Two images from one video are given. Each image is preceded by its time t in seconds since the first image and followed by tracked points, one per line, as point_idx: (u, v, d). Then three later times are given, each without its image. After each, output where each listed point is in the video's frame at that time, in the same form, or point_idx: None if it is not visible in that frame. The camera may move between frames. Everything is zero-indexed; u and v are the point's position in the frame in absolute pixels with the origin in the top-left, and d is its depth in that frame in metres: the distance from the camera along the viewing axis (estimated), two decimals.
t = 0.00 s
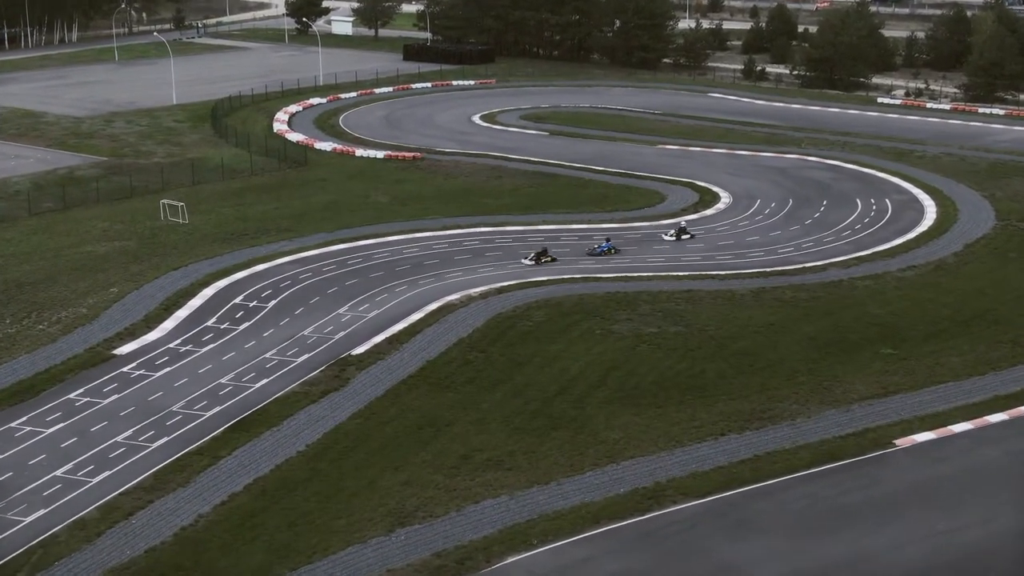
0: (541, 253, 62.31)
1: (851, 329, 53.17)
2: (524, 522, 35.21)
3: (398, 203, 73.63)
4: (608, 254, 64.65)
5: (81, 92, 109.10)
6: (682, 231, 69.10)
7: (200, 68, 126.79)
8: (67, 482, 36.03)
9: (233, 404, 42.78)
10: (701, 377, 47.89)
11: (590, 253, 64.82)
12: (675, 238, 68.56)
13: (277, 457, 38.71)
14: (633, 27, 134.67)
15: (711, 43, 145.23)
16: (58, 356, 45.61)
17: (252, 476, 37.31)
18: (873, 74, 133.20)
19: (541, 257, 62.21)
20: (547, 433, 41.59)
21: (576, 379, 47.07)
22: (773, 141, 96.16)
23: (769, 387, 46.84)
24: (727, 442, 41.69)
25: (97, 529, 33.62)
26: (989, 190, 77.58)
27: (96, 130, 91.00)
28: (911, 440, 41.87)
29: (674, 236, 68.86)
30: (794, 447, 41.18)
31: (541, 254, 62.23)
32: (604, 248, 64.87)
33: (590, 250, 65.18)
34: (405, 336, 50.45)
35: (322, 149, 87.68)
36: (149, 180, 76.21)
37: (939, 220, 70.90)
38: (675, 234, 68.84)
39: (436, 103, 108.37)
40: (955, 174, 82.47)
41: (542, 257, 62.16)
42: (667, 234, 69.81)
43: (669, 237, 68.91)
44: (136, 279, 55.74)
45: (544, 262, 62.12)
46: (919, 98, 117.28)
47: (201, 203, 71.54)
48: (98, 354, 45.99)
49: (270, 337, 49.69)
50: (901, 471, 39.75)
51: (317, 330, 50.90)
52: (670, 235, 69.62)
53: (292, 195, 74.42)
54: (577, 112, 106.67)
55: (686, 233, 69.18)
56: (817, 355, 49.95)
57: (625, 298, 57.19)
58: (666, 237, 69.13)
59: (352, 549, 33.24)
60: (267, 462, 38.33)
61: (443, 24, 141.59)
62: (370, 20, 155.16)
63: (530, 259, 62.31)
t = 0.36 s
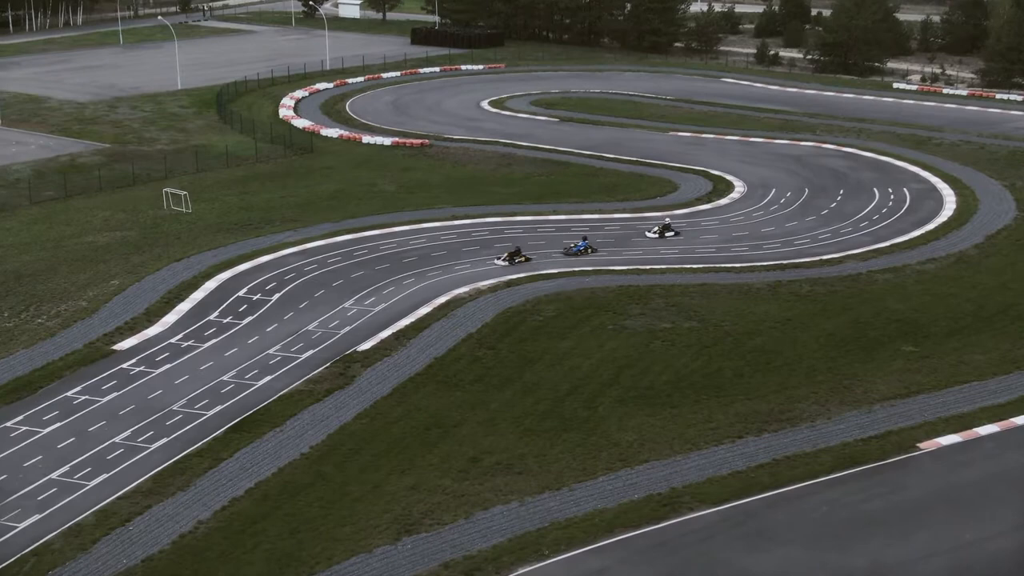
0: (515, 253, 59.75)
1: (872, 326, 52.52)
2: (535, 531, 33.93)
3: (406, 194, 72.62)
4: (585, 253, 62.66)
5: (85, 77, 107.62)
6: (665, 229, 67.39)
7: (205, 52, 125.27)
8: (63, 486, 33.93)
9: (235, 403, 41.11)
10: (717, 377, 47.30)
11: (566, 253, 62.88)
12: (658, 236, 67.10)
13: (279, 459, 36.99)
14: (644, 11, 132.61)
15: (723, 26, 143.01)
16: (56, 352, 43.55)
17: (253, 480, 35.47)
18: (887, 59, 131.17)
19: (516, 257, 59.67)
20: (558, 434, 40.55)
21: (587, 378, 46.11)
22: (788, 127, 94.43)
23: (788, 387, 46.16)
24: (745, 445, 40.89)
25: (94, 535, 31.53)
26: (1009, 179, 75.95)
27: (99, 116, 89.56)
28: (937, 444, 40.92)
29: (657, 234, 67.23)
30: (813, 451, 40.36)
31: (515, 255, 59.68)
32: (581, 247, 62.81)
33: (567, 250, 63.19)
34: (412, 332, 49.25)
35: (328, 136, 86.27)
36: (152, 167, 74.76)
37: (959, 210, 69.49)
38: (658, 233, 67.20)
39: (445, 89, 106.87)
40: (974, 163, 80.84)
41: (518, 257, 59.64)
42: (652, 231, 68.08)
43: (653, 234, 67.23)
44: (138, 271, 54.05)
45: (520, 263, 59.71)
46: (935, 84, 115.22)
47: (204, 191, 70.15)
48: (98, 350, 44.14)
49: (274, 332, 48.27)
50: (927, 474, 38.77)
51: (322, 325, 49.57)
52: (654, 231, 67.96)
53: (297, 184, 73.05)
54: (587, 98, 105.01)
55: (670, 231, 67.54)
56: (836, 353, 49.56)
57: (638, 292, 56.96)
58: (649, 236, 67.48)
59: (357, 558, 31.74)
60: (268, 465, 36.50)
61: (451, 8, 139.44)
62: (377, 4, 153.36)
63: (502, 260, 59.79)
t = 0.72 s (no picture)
0: (506, 253, 56.80)
1: (912, 322, 51.41)
2: (567, 539, 32.70)
3: (433, 182, 71.67)
4: (578, 252, 59.63)
5: (109, 59, 106.63)
6: (664, 226, 64.48)
7: (229, 34, 124.10)
8: (79, 487, 32.33)
9: (257, 399, 39.82)
10: (754, 375, 46.33)
11: (558, 251, 59.82)
12: (656, 233, 64.19)
13: (300, 461, 35.61)
14: None
15: (754, 8, 140.42)
16: (74, 346, 42.11)
17: (273, 483, 34.03)
18: (924, 42, 128.28)
19: (506, 259, 56.80)
20: (588, 437, 39.48)
21: (618, 377, 45.10)
22: (822, 113, 92.38)
23: (826, 388, 45.26)
24: (782, 450, 40.04)
25: (109, 541, 29.92)
26: None
27: (123, 99, 88.53)
28: (982, 450, 40.04)
29: (656, 230, 64.32)
30: (853, 458, 39.48)
31: (506, 256, 56.80)
32: (574, 246, 59.72)
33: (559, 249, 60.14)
34: (438, 327, 48.13)
35: (354, 120, 85.08)
36: (176, 153, 73.69)
37: (1000, 200, 67.73)
38: (657, 230, 64.23)
39: (473, 72, 105.42)
40: (1014, 150, 78.76)
41: (508, 259, 56.80)
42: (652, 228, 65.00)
43: (652, 231, 64.33)
44: (160, 261, 52.88)
45: (510, 264, 56.85)
46: (972, 69, 112.51)
47: (227, 178, 69.08)
48: (117, 343, 42.87)
49: (298, 325, 47.11)
50: (974, 482, 37.95)
51: (346, 318, 48.44)
52: (654, 228, 64.94)
53: (322, 171, 71.90)
54: (617, 82, 103.22)
55: (669, 228, 64.60)
56: (876, 351, 48.76)
57: (671, 285, 55.97)
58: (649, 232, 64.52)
59: (382, 568, 30.42)
60: (290, 467, 35.07)
61: None
62: None
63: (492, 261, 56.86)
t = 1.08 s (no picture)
0: (509, 255, 53.59)
1: (970, 320, 49.40)
2: (610, 551, 31.33)
3: (474, 168, 70.38)
4: (584, 252, 56.45)
5: (149, 40, 106.10)
6: (676, 224, 61.35)
7: (271, 15, 123.23)
8: (108, 488, 31.26)
9: (292, 396, 38.77)
10: (804, 375, 44.65)
11: (563, 252, 56.69)
12: (666, 230, 61.01)
13: (335, 462, 34.42)
14: None
15: None
16: (107, 338, 41.21)
17: (306, 486, 32.76)
18: (978, 24, 124.62)
19: (510, 261, 53.57)
20: (632, 441, 38.17)
21: (663, 377, 43.65)
22: (874, 98, 89.78)
23: (880, 390, 43.49)
24: (835, 458, 38.37)
25: (137, 546, 28.79)
26: None
27: (163, 81, 87.86)
28: None
29: (666, 227, 61.16)
30: (910, 467, 37.73)
31: (510, 259, 53.53)
32: (578, 246, 56.50)
33: (563, 248, 56.94)
34: (478, 322, 46.96)
35: (395, 104, 83.85)
36: (215, 136, 72.86)
37: None
38: (667, 227, 61.10)
39: (516, 54, 103.74)
40: None
41: (513, 261, 53.55)
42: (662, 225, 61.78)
43: (662, 227, 61.18)
44: (196, 249, 52.09)
45: (513, 268, 53.61)
46: None
47: (266, 163, 68.17)
48: (151, 335, 42.00)
49: (335, 319, 46.06)
50: None
51: (385, 311, 47.37)
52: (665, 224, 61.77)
53: (362, 157, 70.81)
54: (662, 65, 101.07)
55: (681, 225, 61.43)
56: (933, 351, 46.78)
57: (718, 279, 54.29)
58: (658, 228, 61.36)
59: None
60: (324, 470, 33.83)
61: None
62: None
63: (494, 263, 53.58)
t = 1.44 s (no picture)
0: (511, 261, 50.45)
1: None
2: (654, 566, 29.88)
3: (517, 154, 68.89)
4: (588, 255, 53.13)
5: (191, 19, 105.40)
6: (685, 222, 57.92)
7: None
8: (135, 490, 30.26)
9: (327, 393, 37.71)
10: (858, 376, 42.84)
11: (566, 255, 53.37)
12: (674, 229, 57.61)
13: (370, 464, 33.20)
14: None
15: None
16: (139, 330, 40.41)
17: (339, 490, 31.50)
18: None
19: (513, 267, 50.43)
20: (678, 446, 36.75)
21: (711, 378, 42.11)
22: (930, 83, 86.90)
23: (938, 393, 41.59)
24: (891, 467, 36.61)
25: (164, 553, 27.68)
26: None
27: (204, 62, 87.11)
28: None
29: (674, 226, 57.71)
30: (970, 478, 35.88)
31: (512, 265, 50.42)
32: (583, 248, 53.14)
33: (567, 251, 53.56)
34: (519, 318, 45.89)
35: (438, 86, 82.46)
36: (254, 119, 71.95)
37: None
38: (676, 226, 57.65)
39: (560, 35, 101.79)
40: None
41: (515, 267, 50.43)
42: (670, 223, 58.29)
43: (671, 226, 57.74)
44: (233, 237, 51.61)
45: (515, 275, 50.51)
46: None
47: (305, 148, 67.14)
48: (185, 327, 41.23)
49: (371, 312, 45.19)
50: None
51: (424, 305, 46.31)
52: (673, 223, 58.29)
53: (403, 142, 69.60)
54: (710, 47, 98.67)
55: (690, 224, 57.95)
56: (993, 352, 44.73)
57: (767, 273, 52.46)
58: (666, 228, 57.91)
59: None
60: (358, 473, 32.61)
61: None
62: None
63: (495, 270, 50.49)
